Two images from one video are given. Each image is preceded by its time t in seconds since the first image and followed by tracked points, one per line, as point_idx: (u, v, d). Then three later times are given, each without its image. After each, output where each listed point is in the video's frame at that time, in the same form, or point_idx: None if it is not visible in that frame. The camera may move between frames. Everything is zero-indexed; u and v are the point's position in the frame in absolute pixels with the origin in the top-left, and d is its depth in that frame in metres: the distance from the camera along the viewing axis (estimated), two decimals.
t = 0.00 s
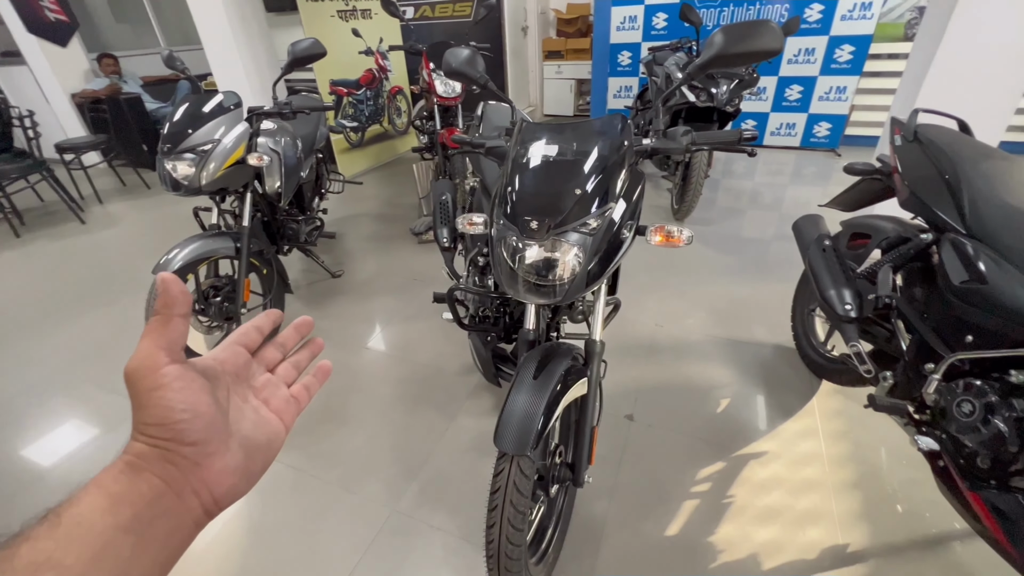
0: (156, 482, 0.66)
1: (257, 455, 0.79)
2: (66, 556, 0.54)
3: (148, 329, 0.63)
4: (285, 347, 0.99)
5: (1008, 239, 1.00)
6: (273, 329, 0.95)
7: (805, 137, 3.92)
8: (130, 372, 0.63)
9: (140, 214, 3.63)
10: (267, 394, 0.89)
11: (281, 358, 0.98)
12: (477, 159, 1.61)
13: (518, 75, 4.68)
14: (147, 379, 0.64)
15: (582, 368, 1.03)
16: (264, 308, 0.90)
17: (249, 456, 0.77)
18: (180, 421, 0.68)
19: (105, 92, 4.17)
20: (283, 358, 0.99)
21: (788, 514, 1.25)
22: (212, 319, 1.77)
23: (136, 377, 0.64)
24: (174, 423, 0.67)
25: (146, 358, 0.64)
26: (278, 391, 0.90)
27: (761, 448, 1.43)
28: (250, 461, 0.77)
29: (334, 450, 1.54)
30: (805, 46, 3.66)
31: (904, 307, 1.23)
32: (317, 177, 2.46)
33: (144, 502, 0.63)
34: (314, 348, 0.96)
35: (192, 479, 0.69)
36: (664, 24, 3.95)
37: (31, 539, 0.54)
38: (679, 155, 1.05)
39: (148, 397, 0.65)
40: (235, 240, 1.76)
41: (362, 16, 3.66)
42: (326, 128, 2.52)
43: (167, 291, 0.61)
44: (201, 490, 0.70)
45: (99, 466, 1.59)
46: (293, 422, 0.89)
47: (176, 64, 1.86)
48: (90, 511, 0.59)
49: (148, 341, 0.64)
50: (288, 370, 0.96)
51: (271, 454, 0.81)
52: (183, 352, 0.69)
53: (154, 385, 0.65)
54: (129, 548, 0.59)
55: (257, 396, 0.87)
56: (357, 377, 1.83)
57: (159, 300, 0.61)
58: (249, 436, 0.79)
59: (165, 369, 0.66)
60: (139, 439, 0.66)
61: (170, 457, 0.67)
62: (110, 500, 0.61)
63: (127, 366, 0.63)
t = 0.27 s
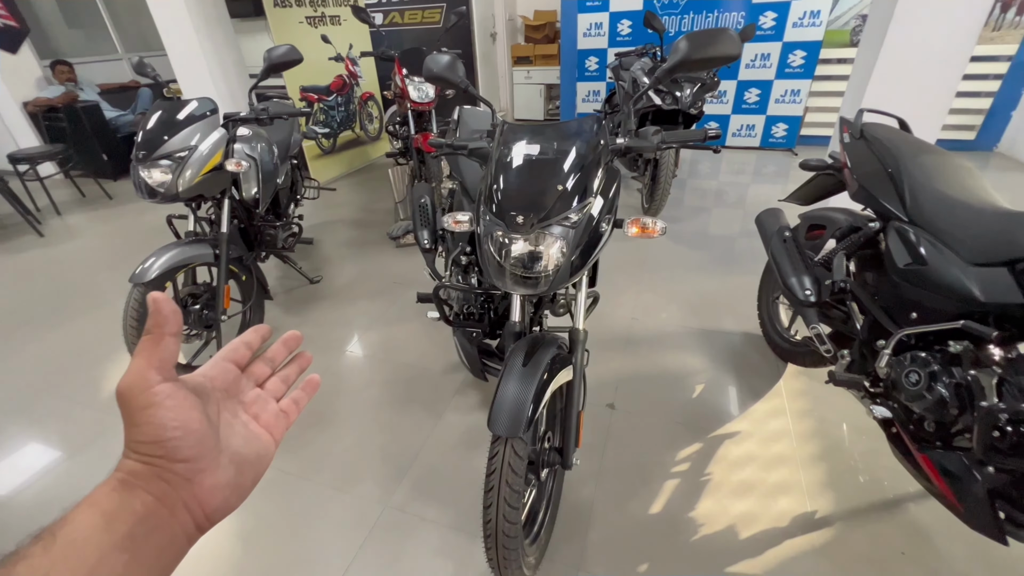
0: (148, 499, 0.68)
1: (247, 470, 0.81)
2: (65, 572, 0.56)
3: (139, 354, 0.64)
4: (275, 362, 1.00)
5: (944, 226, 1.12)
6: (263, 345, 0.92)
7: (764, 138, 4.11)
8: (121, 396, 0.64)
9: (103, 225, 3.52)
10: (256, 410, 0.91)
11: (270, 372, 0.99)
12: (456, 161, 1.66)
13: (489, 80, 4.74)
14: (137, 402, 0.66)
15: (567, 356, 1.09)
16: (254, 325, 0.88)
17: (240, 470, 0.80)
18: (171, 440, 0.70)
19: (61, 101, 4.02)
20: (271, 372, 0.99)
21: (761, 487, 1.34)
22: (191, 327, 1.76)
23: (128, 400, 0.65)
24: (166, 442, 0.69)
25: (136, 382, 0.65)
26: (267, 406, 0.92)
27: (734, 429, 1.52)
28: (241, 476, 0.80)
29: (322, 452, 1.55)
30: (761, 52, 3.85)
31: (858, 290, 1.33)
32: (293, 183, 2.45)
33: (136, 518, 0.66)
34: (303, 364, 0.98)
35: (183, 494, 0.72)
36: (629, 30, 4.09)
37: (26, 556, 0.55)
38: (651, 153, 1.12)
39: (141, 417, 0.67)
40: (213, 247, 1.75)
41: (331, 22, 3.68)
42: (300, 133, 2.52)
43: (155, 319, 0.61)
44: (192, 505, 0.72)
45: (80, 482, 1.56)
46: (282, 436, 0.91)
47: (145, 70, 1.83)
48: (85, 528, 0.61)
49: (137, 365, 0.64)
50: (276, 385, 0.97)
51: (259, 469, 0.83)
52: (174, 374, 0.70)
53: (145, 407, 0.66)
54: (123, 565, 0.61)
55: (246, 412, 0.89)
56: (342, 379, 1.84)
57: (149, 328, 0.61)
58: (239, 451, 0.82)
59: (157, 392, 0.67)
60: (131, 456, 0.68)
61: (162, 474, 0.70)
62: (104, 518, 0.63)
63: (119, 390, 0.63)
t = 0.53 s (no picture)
0: (135, 499, 0.67)
1: (236, 467, 0.81)
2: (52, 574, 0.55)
3: (119, 351, 0.64)
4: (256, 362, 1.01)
5: (885, 211, 1.25)
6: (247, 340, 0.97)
7: (726, 139, 4.32)
8: (102, 395, 0.64)
9: (70, 236, 3.43)
10: (243, 407, 0.92)
11: (257, 368, 1.00)
12: (439, 161, 1.73)
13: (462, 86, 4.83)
14: (119, 401, 0.65)
15: (553, 337, 1.16)
16: (237, 323, 0.93)
17: (229, 468, 0.80)
18: (155, 438, 0.69)
19: (19, 109, 3.90)
20: (259, 368, 1.01)
21: (734, 457, 1.44)
22: (177, 330, 1.76)
23: (110, 399, 0.64)
24: (150, 441, 0.69)
25: (118, 380, 0.65)
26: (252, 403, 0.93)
27: (708, 406, 1.63)
28: (230, 473, 0.80)
29: (315, 447, 1.59)
30: (720, 58, 4.05)
31: (813, 273, 1.46)
32: (274, 187, 2.47)
33: (124, 519, 0.65)
34: (289, 359, 0.99)
35: (171, 493, 0.71)
36: (596, 37, 4.25)
37: (9, 561, 0.54)
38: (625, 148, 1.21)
39: (125, 416, 0.66)
40: (198, 250, 1.76)
41: (302, 29, 3.70)
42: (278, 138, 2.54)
43: (136, 313, 0.61)
44: (182, 504, 0.72)
45: (66, 488, 1.55)
46: (270, 432, 0.92)
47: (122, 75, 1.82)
48: (70, 529, 0.60)
49: (118, 364, 0.64)
50: (260, 384, 0.98)
51: (249, 466, 0.83)
52: (155, 373, 0.70)
53: (128, 406, 0.66)
54: (110, 565, 0.60)
55: (234, 409, 0.90)
56: (331, 377, 1.88)
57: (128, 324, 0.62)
58: (226, 448, 0.81)
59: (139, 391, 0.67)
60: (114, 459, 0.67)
61: (148, 474, 0.69)
62: (90, 520, 0.62)
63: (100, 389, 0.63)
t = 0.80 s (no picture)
0: (121, 508, 0.66)
1: (226, 472, 0.81)
2: None
3: (102, 360, 0.61)
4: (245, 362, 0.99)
5: (838, 202, 1.38)
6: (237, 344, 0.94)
7: (694, 142, 4.51)
8: (86, 407, 0.62)
9: (38, 249, 3.35)
10: (233, 410, 0.91)
11: (248, 372, 0.99)
12: (425, 164, 1.79)
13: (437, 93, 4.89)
14: (104, 411, 0.63)
15: (543, 324, 1.23)
16: (229, 323, 0.90)
17: (220, 472, 0.80)
18: (143, 447, 0.68)
19: None
20: (249, 371, 1.00)
21: (711, 434, 1.55)
22: (166, 336, 1.78)
23: (94, 409, 0.63)
24: (138, 449, 0.68)
25: (102, 391, 0.62)
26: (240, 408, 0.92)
27: (686, 389, 1.73)
28: (221, 478, 0.79)
29: (311, 444, 1.62)
30: (686, 64, 4.24)
31: (777, 261, 1.59)
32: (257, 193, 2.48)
33: (109, 528, 0.64)
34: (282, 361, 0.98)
35: (159, 501, 0.71)
36: (568, 45, 4.39)
37: None
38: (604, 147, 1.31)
39: (111, 425, 0.65)
40: (186, 255, 1.78)
41: (276, 37, 3.73)
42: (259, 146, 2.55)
43: (119, 322, 0.59)
44: (171, 511, 0.71)
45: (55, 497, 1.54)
46: (262, 436, 0.92)
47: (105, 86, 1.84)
48: (54, 541, 0.59)
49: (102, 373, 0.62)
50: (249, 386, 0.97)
51: (240, 470, 0.83)
52: (141, 380, 0.68)
53: (113, 416, 0.65)
54: None
55: (223, 413, 0.89)
56: (322, 377, 1.91)
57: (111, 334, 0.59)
58: (216, 452, 0.81)
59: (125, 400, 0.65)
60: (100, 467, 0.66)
61: (135, 482, 0.68)
62: (76, 530, 0.61)
63: (85, 400, 0.61)
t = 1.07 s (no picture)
0: (118, 517, 0.64)
1: (220, 478, 0.79)
2: None
3: (92, 366, 0.59)
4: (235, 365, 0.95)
5: (806, 199, 1.48)
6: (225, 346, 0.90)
7: (667, 146, 4.64)
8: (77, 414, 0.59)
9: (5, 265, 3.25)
10: (222, 415, 0.88)
11: (234, 374, 0.95)
12: (411, 170, 1.83)
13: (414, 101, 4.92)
14: (96, 418, 0.61)
15: (534, 320, 1.27)
16: (214, 325, 0.86)
17: (213, 478, 0.78)
18: (138, 455, 0.66)
19: None
20: (235, 373, 0.96)
21: (696, 423, 1.62)
22: (152, 347, 1.75)
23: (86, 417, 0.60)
24: (132, 457, 0.66)
25: (94, 398, 0.60)
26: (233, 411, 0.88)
27: (670, 381, 1.80)
28: (216, 484, 0.77)
29: (304, 449, 1.62)
30: (657, 71, 4.38)
31: (751, 255, 1.68)
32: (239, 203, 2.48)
33: (106, 538, 0.63)
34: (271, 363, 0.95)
35: (155, 509, 0.69)
36: (543, 53, 4.48)
37: None
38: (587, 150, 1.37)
39: (106, 433, 0.63)
40: (171, 265, 1.77)
41: (252, 47, 3.73)
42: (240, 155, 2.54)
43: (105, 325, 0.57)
44: (167, 518, 0.70)
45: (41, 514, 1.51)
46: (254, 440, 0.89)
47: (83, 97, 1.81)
48: (51, 551, 0.57)
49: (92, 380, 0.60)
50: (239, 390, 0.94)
51: (235, 475, 0.81)
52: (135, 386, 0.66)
53: (107, 423, 0.62)
54: None
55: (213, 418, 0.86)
56: (312, 383, 1.91)
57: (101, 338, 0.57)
58: (211, 459, 0.79)
59: (117, 408, 0.63)
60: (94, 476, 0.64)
61: (132, 490, 0.66)
62: (72, 538, 0.60)
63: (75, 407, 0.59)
